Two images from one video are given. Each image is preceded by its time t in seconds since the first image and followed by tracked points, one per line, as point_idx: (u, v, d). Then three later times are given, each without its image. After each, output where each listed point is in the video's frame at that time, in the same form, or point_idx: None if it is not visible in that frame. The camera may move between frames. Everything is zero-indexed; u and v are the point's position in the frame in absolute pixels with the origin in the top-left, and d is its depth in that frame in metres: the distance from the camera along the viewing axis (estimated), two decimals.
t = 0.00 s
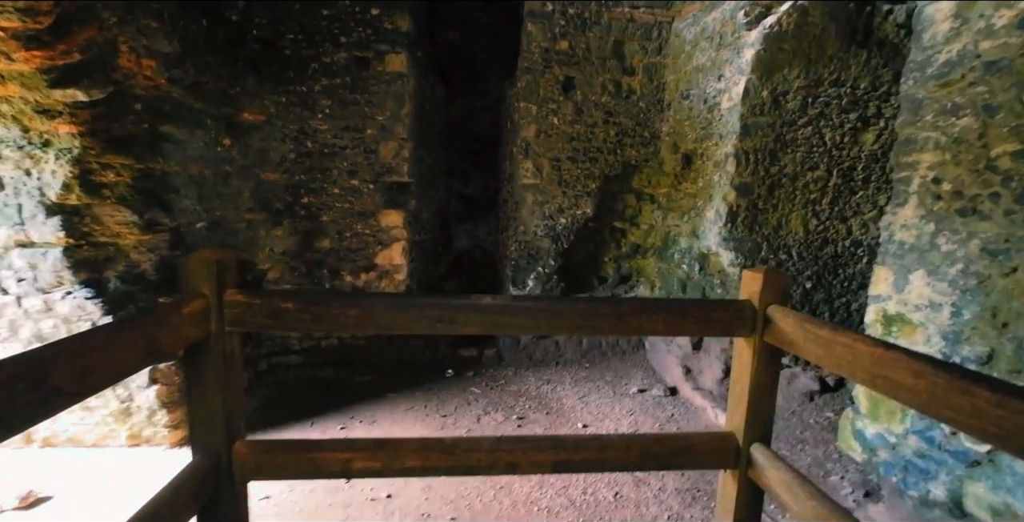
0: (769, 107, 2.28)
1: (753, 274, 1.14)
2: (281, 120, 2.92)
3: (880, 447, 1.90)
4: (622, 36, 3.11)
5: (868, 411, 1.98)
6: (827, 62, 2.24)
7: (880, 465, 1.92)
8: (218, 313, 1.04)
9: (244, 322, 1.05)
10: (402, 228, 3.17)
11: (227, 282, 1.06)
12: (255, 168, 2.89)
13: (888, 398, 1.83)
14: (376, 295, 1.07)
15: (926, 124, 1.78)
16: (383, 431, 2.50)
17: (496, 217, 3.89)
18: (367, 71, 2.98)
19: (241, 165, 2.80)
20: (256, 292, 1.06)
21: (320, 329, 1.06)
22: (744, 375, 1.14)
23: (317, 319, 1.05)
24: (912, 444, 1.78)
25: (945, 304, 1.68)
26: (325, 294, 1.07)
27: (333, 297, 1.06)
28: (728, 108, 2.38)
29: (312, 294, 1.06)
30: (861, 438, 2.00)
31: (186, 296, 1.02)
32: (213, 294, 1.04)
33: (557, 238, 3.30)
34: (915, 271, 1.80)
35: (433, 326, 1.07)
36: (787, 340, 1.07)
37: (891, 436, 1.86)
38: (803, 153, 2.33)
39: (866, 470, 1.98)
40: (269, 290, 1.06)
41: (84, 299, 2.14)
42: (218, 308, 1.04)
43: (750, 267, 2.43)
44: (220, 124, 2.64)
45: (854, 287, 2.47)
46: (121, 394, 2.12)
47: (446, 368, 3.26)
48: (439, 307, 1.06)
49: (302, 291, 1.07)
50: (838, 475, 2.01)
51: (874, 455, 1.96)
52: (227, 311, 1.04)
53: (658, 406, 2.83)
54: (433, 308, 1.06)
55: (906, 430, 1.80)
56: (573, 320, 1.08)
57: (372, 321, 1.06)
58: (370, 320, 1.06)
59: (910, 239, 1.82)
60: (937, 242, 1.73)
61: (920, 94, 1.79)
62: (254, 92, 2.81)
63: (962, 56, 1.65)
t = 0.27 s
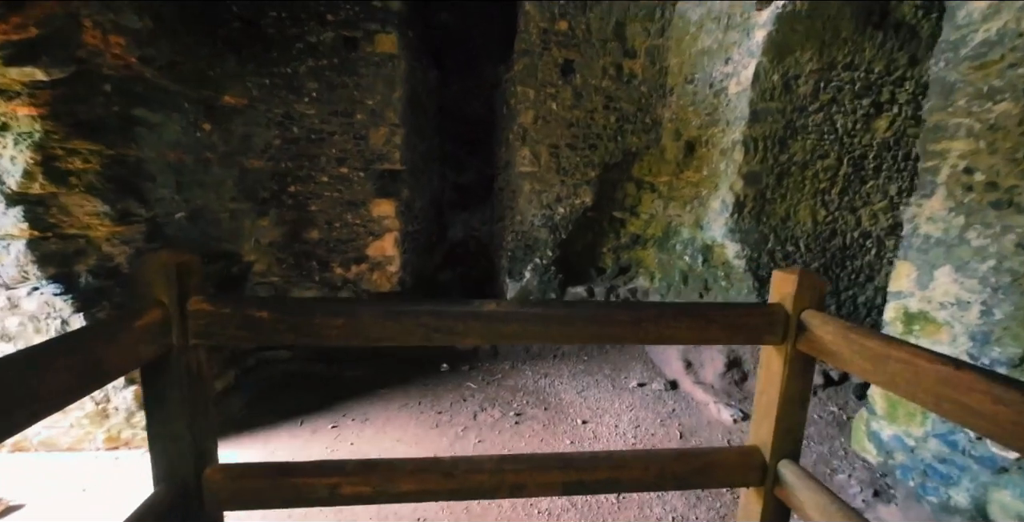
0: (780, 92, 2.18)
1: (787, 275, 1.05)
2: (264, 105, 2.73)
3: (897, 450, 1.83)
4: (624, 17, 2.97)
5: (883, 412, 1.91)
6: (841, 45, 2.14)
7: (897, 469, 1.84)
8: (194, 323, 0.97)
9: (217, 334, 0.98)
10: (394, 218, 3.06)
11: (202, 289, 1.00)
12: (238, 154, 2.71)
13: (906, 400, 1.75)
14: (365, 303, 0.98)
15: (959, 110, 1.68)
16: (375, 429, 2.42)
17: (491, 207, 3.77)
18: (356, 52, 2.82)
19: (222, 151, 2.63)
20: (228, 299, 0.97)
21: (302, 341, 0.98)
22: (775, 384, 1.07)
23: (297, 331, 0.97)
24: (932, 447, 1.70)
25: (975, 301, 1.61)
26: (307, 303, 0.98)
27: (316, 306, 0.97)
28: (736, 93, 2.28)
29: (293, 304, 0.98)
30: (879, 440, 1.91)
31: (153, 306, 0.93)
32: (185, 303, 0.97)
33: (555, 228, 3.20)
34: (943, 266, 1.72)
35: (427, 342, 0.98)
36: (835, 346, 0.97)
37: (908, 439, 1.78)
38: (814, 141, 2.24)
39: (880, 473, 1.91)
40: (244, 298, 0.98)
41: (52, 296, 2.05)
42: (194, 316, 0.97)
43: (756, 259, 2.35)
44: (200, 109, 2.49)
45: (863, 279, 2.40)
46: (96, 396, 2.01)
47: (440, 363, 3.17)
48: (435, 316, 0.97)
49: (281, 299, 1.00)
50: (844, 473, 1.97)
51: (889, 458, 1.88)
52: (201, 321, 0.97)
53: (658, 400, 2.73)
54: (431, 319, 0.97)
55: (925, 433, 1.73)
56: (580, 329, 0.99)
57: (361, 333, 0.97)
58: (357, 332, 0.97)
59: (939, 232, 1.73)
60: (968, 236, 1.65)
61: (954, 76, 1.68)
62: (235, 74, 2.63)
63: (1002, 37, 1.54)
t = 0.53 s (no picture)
0: (791, 72, 2.08)
1: (828, 265, 0.97)
2: (244, 84, 2.55)
3: (917, 449, 1.78)
4: None
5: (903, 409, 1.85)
6: (856, 22, 2.02)
7: (915, 468, 1.79)
8: (148, 327, 0.86)
9: (175, 340, 0.87)
10: (384, 205, 2.93)
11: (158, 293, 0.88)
12: (217, 136, 2.55)
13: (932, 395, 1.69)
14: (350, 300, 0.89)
15: (995, 88, 1.58)
16: (366, 425, 2.32)
17: (485, 194, 3.65)
18: (342, 28, 2.65)
19: (200, 133, 2.50)
20: (181, 303, 0.86)
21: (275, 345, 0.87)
22: (811, 389, 0.99)
23: (267, 332, 0.86)
24: (956, 446, 1.64)
25: (1008, 292, 1.55)
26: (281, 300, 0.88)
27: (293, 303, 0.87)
28: (744, 74, 2.17)
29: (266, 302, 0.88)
30: (896, 438, 1.86)
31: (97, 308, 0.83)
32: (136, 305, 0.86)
33: (552, 216, 3.09)
34: (973, 256, 1.65)
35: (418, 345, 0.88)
36: (887, 347, 0.90)
37: (930, 437, 1.73)
38: (824, 124, 2.15)
39: (895, 472, 1.85)
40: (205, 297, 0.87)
41: (14, 289, 2.02)
42: (149, 317, 0.86)
43: (762, 247, 2.27)
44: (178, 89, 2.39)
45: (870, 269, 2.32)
46: (66, 394, 1.89)
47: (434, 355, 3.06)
48: (425, 314, 0.87)
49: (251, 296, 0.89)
50: (851, 467, 1.92)
51: (908, 457, 1.83)
52: (158, 322, 0.86)
53: (658, 393, 2.66)
54: (422, 317, 0.87)
55: (949, 431, 1.67)
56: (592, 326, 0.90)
57: (342, 334, 0.87)
58: (335, 334, 0.87)
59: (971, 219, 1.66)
60: (1003, 223, 1.58)
61: (990, 52, 1.58)
62: (212, 50, 2.44)
63: None
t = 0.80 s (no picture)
0: (805, 59, 1.99)
1: (893, 273, 0.83)
2: (225, 68, 2.41)
3: (945, 461, 1.75)
4: None
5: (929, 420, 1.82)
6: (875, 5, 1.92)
7: (943, 481, 1.77)
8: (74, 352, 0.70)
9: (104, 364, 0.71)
10: (376, 198, 2.79)
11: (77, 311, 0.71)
12: (195, 125, 2.41)
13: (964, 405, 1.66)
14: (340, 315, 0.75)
15: None
16: (357, 431, 2.21)
17: (481, 187, 3.51)
18: (329, 10, 2.49)
19: (178, 122, 2.37)
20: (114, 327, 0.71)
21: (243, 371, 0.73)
22: (866, 412, 0.88)
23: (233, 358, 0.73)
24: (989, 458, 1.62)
25: None
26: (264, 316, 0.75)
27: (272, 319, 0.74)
28: (756, 60, 2.09)
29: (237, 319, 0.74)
30: (925, 451, 1.82)
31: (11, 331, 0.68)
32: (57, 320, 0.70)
33: (551, 210, 2.97)
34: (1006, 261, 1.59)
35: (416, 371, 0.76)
36: (972, 371, 0.77)
37: (960, 449, 1.70)
38: (838, 115, 2.07)
39: (919, 483, 1.84)
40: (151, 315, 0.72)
41: None
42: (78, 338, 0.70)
43: (772, 243, 2.20)
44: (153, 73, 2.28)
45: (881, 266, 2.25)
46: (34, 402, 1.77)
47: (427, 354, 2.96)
48: (424, 332, 0.74)
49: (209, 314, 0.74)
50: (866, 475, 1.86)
51: (934, 468, 1.81)
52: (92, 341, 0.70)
53: (660, 394, 2.57)
54: (423, 336, 0.75)
55: (981, 444, 1.64)
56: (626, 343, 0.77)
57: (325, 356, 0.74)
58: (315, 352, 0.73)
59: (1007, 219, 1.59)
60: None
61: None
62: (189, 32, 2.30)
63: None
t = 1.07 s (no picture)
0: (817, 54, 1.96)
1: (963, 291, 1.01)
2: (212, 60, 2.26)
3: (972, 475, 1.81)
4: None
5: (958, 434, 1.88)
6: None
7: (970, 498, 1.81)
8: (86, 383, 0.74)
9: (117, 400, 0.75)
10: (370, 197, 2.71)
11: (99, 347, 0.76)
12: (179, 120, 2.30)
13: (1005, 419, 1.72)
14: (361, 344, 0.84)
15: None
16: (351, 440, 2.12)
17: (478, 184, 3.42)
18: None
19: (162, 116, 2.25)
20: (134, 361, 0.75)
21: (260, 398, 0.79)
22: (924, 442, 1.08)
23: (250, 389, 0.78)
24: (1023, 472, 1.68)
25: None
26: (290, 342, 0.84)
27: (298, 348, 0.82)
28: (767, 55, 2.11)
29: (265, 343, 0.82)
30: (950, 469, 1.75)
31: (32, 363, 0.73)
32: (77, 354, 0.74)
33: (551, 209, 2.89)
34: None
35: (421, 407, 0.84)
36: None
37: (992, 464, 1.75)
38: (851, 112, 2.02)
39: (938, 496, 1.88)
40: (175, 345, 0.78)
41: None
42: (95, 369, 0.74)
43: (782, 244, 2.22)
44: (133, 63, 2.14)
45: (891, 266, 2.22)
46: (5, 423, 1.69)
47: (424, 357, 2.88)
48: (427, 366, 0.83)
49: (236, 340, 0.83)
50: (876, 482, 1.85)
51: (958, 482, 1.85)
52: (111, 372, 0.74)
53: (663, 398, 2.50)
54: (423, 371, 0.83)
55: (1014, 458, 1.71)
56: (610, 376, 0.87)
57: (339, 387, 0.81)
58: (325, 388, 0.81)
59: None
60: None
61: None
62: (173, 22, 2.14)
63: None
